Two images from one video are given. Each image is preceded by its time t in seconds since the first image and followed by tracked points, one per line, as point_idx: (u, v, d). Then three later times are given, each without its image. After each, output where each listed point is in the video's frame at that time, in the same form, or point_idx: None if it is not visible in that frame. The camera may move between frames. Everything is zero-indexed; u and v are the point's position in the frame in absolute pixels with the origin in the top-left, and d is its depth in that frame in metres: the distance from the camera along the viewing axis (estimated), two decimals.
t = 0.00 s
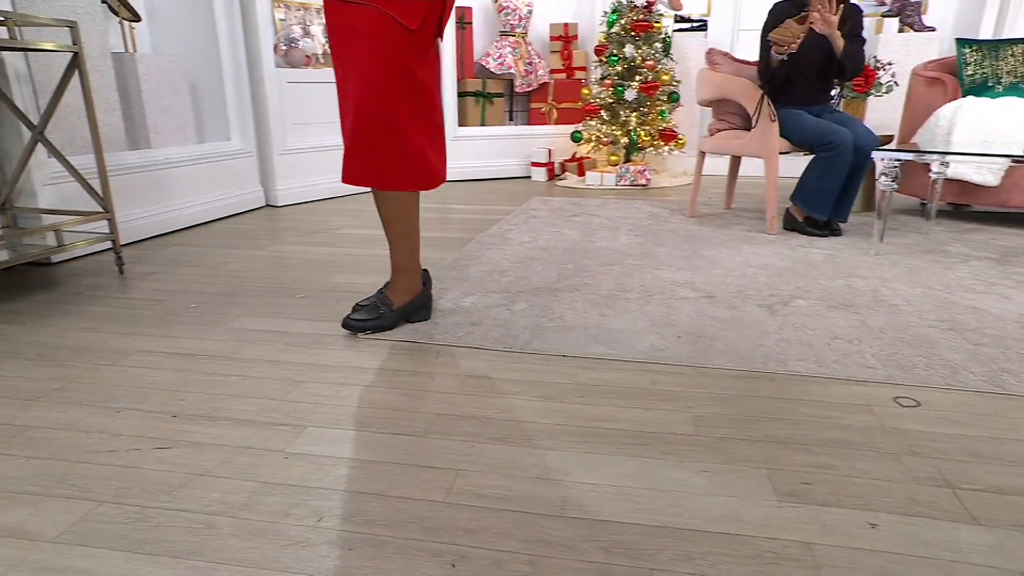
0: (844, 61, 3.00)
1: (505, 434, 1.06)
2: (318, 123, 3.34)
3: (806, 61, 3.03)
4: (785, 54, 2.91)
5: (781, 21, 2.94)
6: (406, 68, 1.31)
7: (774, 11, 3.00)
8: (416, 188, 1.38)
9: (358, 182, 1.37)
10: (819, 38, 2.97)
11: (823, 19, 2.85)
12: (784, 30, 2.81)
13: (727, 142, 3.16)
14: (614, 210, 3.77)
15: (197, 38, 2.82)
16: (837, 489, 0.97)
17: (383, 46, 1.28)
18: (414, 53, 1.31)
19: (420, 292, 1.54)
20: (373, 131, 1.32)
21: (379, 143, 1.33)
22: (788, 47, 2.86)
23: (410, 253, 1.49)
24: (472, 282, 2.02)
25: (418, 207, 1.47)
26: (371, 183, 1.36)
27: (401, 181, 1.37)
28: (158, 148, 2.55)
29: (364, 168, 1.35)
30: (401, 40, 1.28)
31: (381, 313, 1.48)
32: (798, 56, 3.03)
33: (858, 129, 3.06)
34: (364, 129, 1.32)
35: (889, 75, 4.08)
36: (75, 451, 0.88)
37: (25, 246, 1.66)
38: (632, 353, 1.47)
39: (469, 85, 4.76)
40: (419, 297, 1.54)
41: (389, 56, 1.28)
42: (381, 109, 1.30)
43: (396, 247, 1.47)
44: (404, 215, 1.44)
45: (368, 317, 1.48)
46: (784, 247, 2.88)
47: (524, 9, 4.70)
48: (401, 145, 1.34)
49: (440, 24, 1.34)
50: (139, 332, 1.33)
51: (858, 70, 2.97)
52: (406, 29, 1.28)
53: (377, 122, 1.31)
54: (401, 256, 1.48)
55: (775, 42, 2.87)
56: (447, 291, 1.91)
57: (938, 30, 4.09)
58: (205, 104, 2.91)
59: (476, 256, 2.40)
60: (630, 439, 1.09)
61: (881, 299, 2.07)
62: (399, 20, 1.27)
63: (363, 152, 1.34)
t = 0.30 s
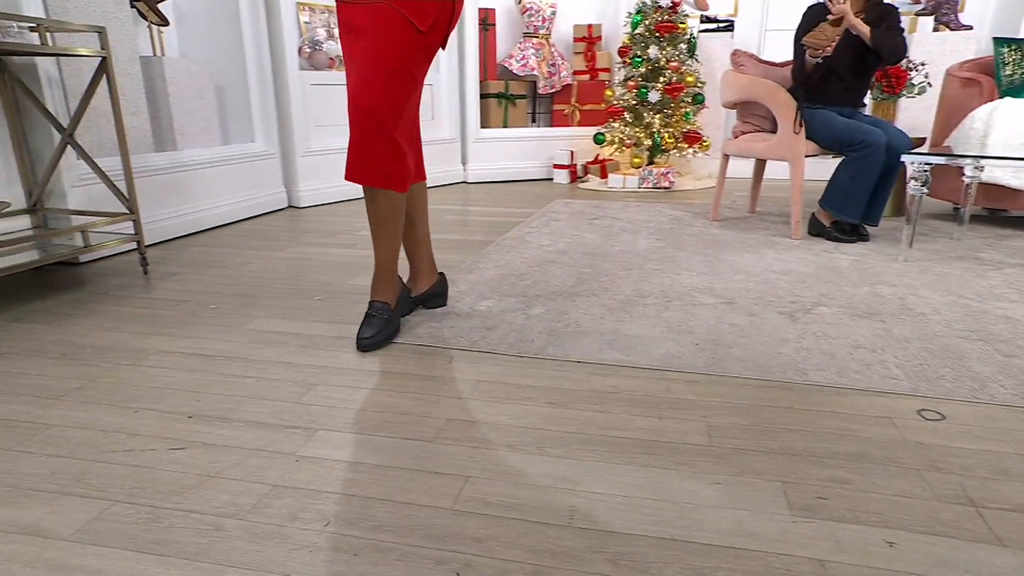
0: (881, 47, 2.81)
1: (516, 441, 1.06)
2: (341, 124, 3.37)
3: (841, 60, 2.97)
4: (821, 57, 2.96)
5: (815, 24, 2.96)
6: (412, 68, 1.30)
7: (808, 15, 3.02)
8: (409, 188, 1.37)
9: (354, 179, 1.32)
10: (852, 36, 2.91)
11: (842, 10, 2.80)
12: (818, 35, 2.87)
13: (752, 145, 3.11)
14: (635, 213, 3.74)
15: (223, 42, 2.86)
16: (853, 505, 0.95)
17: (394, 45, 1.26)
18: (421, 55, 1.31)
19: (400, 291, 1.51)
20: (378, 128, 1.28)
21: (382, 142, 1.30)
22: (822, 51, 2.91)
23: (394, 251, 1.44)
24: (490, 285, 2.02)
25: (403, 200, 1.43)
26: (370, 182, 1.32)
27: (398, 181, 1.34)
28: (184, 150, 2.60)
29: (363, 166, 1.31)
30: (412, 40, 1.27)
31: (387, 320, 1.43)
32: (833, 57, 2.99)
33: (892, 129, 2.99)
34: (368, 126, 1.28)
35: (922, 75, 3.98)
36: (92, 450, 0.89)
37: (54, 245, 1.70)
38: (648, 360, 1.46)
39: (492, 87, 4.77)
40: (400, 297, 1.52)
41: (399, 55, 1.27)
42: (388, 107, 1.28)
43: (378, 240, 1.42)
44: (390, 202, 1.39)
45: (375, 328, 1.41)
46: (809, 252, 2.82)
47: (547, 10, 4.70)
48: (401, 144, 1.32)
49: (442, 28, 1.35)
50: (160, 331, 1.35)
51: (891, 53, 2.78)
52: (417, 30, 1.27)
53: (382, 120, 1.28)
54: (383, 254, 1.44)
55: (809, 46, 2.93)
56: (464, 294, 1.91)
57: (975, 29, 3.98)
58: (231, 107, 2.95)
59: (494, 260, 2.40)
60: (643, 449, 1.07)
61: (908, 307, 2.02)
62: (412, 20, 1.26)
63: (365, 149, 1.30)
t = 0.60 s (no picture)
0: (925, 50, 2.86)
1: (520, 447, 1.06)
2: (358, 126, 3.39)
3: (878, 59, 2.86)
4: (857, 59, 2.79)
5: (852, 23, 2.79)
6: (413, 72, 1.30)
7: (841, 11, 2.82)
8: (409, 192, 1.38)
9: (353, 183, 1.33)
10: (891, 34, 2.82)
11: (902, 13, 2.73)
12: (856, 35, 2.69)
13: (771, 148, 3.05)
14: (652, 216, 3.71)
15: (242, 46, 2.90)
16: (862, 519, 0.93)
17: (394, 50, 1.27)
18: (422, 58, 1.31)
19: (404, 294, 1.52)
20: (377, 132, 1.29)
21: (382, 145, 1.31)
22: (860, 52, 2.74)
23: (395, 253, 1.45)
24: (502, 288, 2.02)
25: (403, 201, 1.43)
26: (369, 185, 1.33)
27: (398, 184, 1.35)
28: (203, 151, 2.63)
29: (362, 169, 1.32)
30: (413, 44, 1.28)
31: (393, 323, 1.43)
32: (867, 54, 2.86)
33: (922, 130, 2.87)
34: (368, 130, 1.29)
35: (949, 75, 3.90)
36: (100, 450, 0.91)
37: (74, 245, 1.73)
38: (658, 366, 1.45)
39: (510, 89, 4.77)
40: (405, 300, 1.52)
41: (399, 59, 1.27)
42: (387, 110, 1.28)
43: (380, 242, 1.42)
44: (391, 205, 1.40)
45: (382, 332, 1.42)
46: (828, 257, 2.78)
47: (566, 11, 4.69)
48: (400, 148, 1.33)
49: (444, 31, 1.35)
50: (174, 332, 1.37)
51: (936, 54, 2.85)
52: (417, 34, 1.28)
53: (381, 123, 1.29)
54: (384, 255, 1.44)
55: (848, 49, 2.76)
56: (475, 297, 1.91)
57: (1007, 28, 3.86)
58: (249, 109, 2.98)
59: (508, 263, 2.40)
60: (648, 457, 1.07)
61: (929, 315, 1.98)
62: (413, 25, 1.27)
63: (364, 152, 1.31)
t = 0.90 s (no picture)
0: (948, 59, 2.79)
1: (522, 454, 1.06)
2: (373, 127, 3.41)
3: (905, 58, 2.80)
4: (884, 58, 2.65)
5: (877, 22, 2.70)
6: (417, 76, 1.32)
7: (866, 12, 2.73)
8: (408, 194, 1.40)
9: (354, 185, 1.35)
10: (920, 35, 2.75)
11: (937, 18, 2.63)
12: (886, 34, 2.51)
13: (789, 150, 2.97)
14: (668, 219, 3.69)
15: (260, 47, 2.94)
16: (867, 534, 0.91)
17: (398, 54, 1.28)
18: (426, 63, 1.32)
19: (409, 296, 1.53)
20: (378, 134, 1.31)
21: (382, 148, 1.32)
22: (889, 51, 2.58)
23: (399, 255, 1.47)
24: (512, 292, 2.01)
25: (406, 204, 1.45)
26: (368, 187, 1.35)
27: (397, 186, 1.37)
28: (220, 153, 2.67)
29: (362, 171, 1.34)
30: (417, 49, 1.29)
31: (398, 325, 1.44)
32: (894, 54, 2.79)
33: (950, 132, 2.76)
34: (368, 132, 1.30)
35: (976, 76, 3.82)
36: (107, 450, 0.92)
37: (90, 246, 1.76)
38: (665, 373, 1.43)
39: (526, 90, 4.77)
40: (410, 303, 1.53)
41: (403, 63, 1.29)
42: (388, 113, 1.30)
43: (384, 247, 1.45)
44: (393, 205, 1.41)
45: (389, 335, 1.43)
46: (846, 262, 2.74)
47: (584, 11, 4.68)
48: (400, 151, 1.35)
49: (449, 35, 1.36)
50: (185, 332, 1.39)
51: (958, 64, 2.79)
52: (422, 38, 1.29)
53: (382, 126, 1.30)
54: (388, 258, 1.46)
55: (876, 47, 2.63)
56: (484, 300, 1.91)
57: None
58: (266, 110, 3.01)
59: (519, 266, 2.39)
60: (650, 465, 1.06)
61: (948, 323, 1.94)
62: (417, 29, 1.28)
63: (364, 154, 1.32)
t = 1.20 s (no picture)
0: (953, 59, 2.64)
1: (521, 460, 1.06)
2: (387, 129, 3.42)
3: (909, 58, 2.76)
4: (889, 50, 2.59)
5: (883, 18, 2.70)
6: (422, 80, 1.33)
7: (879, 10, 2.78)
8: (413, 198, 1.40)
9: (359, 188, 1.36)
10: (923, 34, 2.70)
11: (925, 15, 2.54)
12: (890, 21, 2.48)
13: (805, 153, 2.90)
14: (682, 221, 3.66)
15: (275, 49, 2.97)
16: (870, 548, 0.89)
17: (403, 57, 1.30)
18: (432, 67, 1.33)
19: (416, 299, 1.53)
20: (382, 137, 1.32)
21: (386, 150, 1.33)
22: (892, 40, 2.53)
23: (405, 258, 1.47)
24: (521, 295, 2.01)
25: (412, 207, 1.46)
26: (373, 189, 1.36)
27: (402, 189, 1.38)
28: (234, 154, 2.70)
29: (367, 173, 1.35)
30: (422, 53, 1.30)
31: (404, 329, 1.45)
32: (897, 53, 2.76)
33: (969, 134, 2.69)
34: (372, 134, 1.32)
35: (1003, 76, 3.73)
36: (111, 451, 0.94)
37: (104, 246, 1.79)
38: (671, 380, 1.42)
39: (542, 91, 4.76)
40: (416, 306, 1.53)
41: (408, 67, 1.30)
42: (392, 115, 1.31)
43: (391, 250, 1.45)
44: (397, 208, 1.42)
45: (394, 338, 1.44)
46: (863, 267, 2.69)
47: (600, 11, 4.65)
48: (405, 154, 1.36)
49: (457, 40, 1.37)
50: (194, 334, 1.41)
51: (967, 66, 2.64)
52: (428, 43, 1.30)
53: (385, 128, 1.32)
54: (394, 261, 1.46)
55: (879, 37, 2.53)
56: (492, 304, 1.91)
57: None
58: (280, 111, 3.04)
59: (528, 269, 2.38)
60: (651, 474, 1.05)
61: (966, 331, 1.90)
62: (423, 33, 1.29)
63: (369, 156, 1.34)
